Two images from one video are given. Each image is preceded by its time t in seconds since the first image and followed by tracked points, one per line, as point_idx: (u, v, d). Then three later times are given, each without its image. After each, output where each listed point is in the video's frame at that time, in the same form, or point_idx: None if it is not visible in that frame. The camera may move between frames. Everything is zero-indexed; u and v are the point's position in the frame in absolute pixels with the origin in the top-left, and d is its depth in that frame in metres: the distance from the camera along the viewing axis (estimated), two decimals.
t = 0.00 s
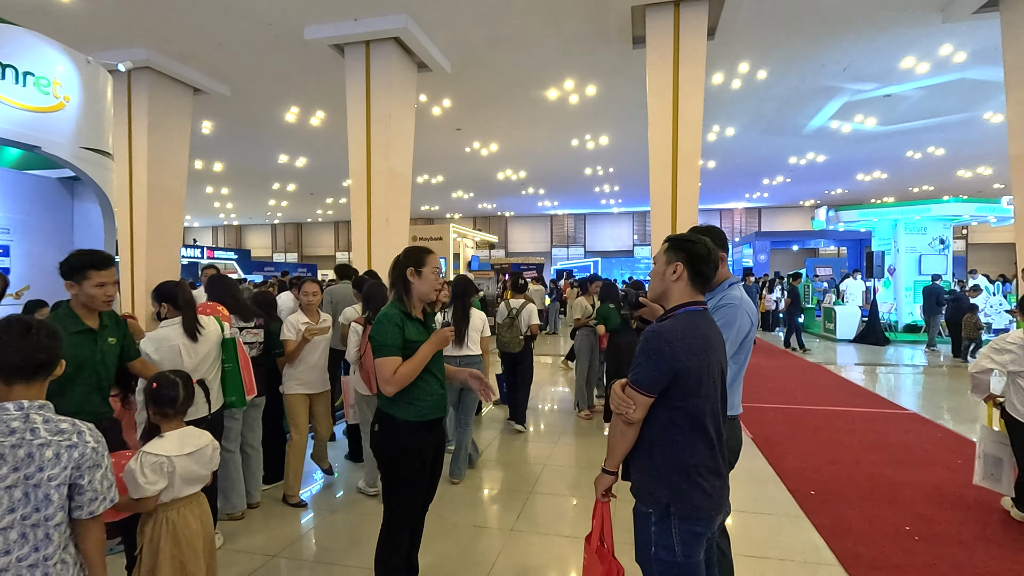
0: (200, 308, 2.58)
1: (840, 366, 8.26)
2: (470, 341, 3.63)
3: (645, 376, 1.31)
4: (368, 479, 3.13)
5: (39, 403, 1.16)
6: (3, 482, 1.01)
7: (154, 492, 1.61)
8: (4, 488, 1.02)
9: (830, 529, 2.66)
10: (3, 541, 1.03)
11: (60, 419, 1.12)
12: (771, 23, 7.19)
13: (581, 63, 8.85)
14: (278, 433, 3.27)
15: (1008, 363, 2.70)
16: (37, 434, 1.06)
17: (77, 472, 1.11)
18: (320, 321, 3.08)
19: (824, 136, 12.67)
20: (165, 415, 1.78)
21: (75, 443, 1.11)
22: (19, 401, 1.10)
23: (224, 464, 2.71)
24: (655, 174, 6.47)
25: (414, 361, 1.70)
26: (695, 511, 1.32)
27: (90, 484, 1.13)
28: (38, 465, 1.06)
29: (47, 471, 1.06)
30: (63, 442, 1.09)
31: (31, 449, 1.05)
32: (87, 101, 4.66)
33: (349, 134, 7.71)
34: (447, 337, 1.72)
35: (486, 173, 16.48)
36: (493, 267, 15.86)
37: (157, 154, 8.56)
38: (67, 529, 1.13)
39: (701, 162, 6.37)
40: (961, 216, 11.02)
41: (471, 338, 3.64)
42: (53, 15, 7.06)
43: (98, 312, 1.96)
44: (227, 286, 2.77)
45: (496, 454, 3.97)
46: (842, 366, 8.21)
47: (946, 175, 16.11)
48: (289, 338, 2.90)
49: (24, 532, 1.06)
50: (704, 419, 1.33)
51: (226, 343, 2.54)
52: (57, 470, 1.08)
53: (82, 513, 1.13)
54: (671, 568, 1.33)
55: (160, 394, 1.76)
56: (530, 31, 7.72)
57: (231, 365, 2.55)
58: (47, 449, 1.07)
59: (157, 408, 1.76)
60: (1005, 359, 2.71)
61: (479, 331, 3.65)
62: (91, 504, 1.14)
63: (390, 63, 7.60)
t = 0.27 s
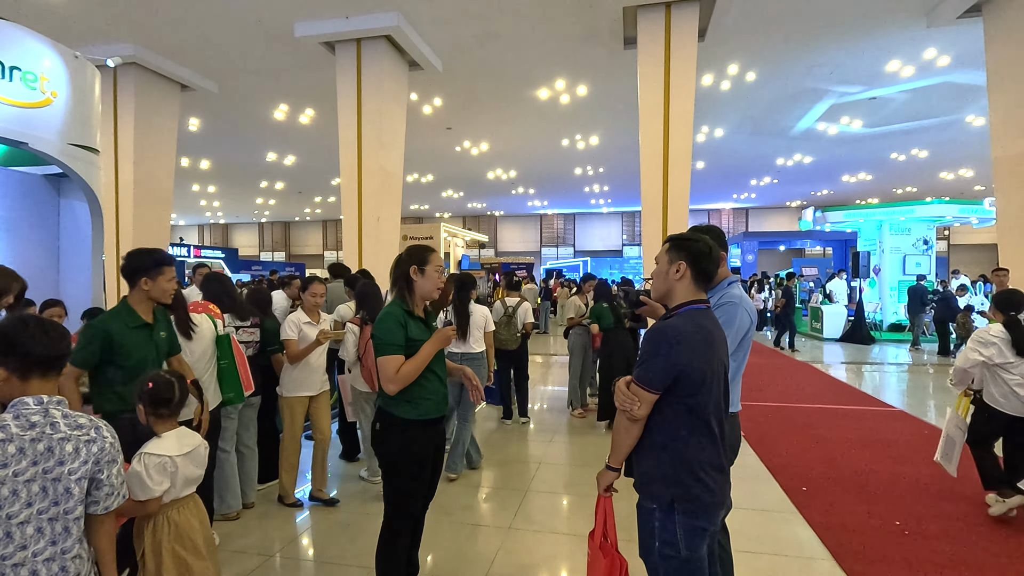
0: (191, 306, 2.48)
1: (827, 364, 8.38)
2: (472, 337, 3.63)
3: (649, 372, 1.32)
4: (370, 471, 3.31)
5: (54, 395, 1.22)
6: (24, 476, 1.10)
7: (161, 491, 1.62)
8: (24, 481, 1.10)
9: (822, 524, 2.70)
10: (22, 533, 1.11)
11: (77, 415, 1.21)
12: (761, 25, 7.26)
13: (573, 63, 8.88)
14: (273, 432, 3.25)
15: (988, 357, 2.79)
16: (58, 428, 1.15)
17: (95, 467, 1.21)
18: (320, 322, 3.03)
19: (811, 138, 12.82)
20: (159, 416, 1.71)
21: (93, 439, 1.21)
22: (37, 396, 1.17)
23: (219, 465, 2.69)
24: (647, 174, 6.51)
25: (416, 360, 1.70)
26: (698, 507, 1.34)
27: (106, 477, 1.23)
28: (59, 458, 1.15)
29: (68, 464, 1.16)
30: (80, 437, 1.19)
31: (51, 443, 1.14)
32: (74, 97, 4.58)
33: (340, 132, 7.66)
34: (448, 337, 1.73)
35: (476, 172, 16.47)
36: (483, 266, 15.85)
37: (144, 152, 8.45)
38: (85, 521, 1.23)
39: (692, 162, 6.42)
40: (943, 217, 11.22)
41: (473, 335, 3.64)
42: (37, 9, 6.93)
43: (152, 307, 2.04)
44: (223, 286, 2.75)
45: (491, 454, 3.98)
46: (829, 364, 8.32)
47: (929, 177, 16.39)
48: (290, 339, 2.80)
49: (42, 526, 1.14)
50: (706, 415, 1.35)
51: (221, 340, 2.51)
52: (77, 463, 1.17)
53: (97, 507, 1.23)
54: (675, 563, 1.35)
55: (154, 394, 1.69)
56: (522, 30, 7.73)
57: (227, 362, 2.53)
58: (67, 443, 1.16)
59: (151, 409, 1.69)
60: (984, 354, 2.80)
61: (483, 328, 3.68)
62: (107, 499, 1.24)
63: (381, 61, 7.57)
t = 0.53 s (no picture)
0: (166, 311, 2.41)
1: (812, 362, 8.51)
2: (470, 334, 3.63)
3: (648, 368, 1.34)
4: (361, 466, 3.33)
5: (46, 392, 1.22)
6: (28, 473, 1.09)
7: (130, 500, 1.54)
8: (28, 479, 1.10)
9: (812, 519, 2.75)
10: (29, 530, 1.11)
11: (72, 411, 1.21)
12: (749, 27, 7.34)
13: (562, 62, 8.90)
14: (265, 431, 3.23)
15: (963, 352, 2.90)
16: (57, 424, 1.15)
17: (96, 460, 1.22)
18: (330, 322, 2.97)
19: (797, 139, 12.99)
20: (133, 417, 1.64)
21: (91, 433, 1.21)
22: (31, 393, 1.16)
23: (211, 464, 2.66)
24: (637, 173, 6.56)
25: (416, 357, 1.71)
26: (696, 500, 1.37)
27: (107, 470, 1.25)
28: (61, 454, 1.15)
29: (70, 460, 1.16)
30: (80, 432, 1.19)
31: (51, 440, 1.13)
32: (58, 91, 4.48)
33: (329, 129, 7.60)
34: (447, 334, 1.75)
35: (465, 170, 16.44)
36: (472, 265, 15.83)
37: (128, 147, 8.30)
38: (87, 516, 1.23)
39: (681, 162, 6.48)
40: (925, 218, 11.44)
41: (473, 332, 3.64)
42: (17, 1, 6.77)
43: (193, 304, 2.11)
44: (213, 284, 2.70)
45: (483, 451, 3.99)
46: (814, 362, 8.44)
47: (910, 179, 16.69)
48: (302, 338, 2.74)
49: (47, 522, 1.14)
50: (703, 409, 1.37)
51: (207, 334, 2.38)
52: (79, 458, 1.18)
53: (99, 500, 1.24)
54: (673, 555, 1.38)
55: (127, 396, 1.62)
56: (512, 29, 7.73)
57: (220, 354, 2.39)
58: (69, 438, 1.16)
59: (126, 411, 1.63)
60: (959, 349, 2.90)
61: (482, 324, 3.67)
62: (107, 491, 1.26)
63: (371, 58, 7.52)
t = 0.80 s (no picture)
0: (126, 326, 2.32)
1: (796, 360, 8.64)
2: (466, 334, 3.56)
3: (643, 364, 1.37)
4: (354, 464, 3.32)
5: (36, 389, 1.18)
6: (18, 472, 1.06)
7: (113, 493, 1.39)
8: (18, 478, 1.07)
9: (798, 513, 2.81)
10: (22, 528, 1.09)
11: (63, 408, 1.17)
12: (735, 29, 7.44)
13: (551, 62, 8.93)
14: (255, 428, 3.21)
15: (926, 351, 3.05)
16: (46, 422, 1.12)
17: (88, 458, 1.18)
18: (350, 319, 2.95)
19: (781, 141, 13.16)
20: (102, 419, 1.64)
21: (83, 430, 1.18)
22: (20, 391, 1.13)
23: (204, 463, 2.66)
24: (625, 172, 6.61)
25: (413, 353, 1.71)
26: (690, 494, 1.40)
27: (99, 467, 1.20)
28: (50, 453, 1.12)
29: (60, 458, 1.13)
30: (71, 429, 1.16)
31: (41, 438, 1.11)
32: (40, 85, 4.39)
33: (317, 126, 7.54)
34: (444, 327, 1.76)
35: (452, 169, 16.39)
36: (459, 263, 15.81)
37: (111, 142, 8.17)
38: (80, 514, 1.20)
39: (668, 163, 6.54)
40: (906, 219, 11.68)
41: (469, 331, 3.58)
42: None
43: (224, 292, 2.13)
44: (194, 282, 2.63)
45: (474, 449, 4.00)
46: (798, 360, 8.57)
47: (891, 181, 17.00)
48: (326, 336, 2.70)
49: (41, 520, 1.12)
50: (697, 405, 1.40)
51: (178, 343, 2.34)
52: (70, 456, 1.15)
53: (91, 497, 1.20)
54: (668, 546, 1.41)
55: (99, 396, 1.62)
56: (502, 27, 7.74)
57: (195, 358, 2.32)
58: (58, 436, 1.13)
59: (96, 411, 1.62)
60: (924, 348, 3.05)
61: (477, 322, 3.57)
62: (100, 489, 1.22)
63: (359, 54, 7.48)
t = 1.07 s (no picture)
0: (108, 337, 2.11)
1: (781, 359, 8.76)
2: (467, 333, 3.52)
3: (638, 359, 1.39)
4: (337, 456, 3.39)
5: (32, 383, 1.12)
6: (12, 469, 1.00)
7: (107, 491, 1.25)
8: (12, 473, 1.01)
9: (788, 508, 2.85)
10: (15, 526, 1.03)
11: (60, 403, 1.11)
12: (723, 32, 7.52)
13: (541, 61, 8.96)
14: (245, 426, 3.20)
15: (895, 344, 3.11)
16: (42, 418, 1.06)
17: (84, 454, 1.12)
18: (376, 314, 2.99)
19: (768, 142, 13.31)
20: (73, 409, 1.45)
21: (80, 426, 1.12)
22: (14, 386, 1.07)
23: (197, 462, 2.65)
24: (614, 172, 6.66)
25: (409, 350, 1.73)
26: (683, 486, 1.43)
27: (96, 463, 1.14)
28: (46, 449, 1.06)
29: (56, 454, 1.07)
30: (67, 425, 1.09)
31: (37, 434, 1.05)
32: (23, 78, 4.31)
33: (306, 123, 7.48)
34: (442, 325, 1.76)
35: (441, 167, 16.34)
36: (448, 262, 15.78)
37: (94, 138, 8.03)
38: (76, 511, 1.13)
39: (657, 163, 6.60)
40: (889, 220, 11.88)
41: (471, 330, 3.54)
42: None
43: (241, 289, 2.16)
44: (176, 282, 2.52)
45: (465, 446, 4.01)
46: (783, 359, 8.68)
47: (874, 182, 17.28)
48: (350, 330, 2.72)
49: (34, 517, 1.06)
50: (690, 400, 1.43)
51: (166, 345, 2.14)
52: (66, 452, 1.08)
53: (88, 494, 1.13)
54: (661, 538, 1.43)
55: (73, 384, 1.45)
56: (492, 27, 7.74)
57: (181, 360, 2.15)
58: (54, 432, 1.07)
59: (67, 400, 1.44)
60: (892, 341, 3.11)
61: (477, 322, 3.53)
62: (97, 485, 1.15)
63: (349, 52, 7.44)
